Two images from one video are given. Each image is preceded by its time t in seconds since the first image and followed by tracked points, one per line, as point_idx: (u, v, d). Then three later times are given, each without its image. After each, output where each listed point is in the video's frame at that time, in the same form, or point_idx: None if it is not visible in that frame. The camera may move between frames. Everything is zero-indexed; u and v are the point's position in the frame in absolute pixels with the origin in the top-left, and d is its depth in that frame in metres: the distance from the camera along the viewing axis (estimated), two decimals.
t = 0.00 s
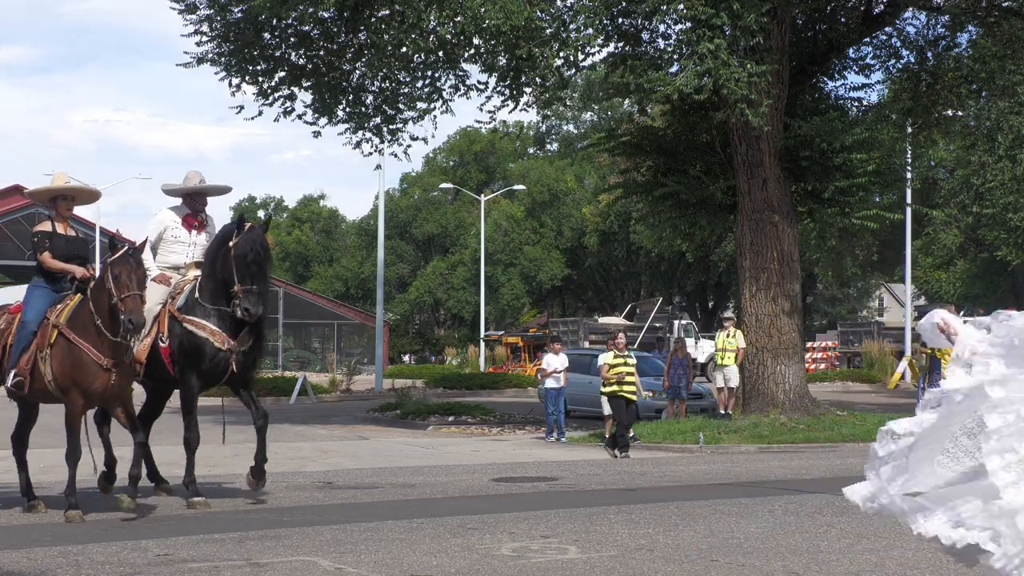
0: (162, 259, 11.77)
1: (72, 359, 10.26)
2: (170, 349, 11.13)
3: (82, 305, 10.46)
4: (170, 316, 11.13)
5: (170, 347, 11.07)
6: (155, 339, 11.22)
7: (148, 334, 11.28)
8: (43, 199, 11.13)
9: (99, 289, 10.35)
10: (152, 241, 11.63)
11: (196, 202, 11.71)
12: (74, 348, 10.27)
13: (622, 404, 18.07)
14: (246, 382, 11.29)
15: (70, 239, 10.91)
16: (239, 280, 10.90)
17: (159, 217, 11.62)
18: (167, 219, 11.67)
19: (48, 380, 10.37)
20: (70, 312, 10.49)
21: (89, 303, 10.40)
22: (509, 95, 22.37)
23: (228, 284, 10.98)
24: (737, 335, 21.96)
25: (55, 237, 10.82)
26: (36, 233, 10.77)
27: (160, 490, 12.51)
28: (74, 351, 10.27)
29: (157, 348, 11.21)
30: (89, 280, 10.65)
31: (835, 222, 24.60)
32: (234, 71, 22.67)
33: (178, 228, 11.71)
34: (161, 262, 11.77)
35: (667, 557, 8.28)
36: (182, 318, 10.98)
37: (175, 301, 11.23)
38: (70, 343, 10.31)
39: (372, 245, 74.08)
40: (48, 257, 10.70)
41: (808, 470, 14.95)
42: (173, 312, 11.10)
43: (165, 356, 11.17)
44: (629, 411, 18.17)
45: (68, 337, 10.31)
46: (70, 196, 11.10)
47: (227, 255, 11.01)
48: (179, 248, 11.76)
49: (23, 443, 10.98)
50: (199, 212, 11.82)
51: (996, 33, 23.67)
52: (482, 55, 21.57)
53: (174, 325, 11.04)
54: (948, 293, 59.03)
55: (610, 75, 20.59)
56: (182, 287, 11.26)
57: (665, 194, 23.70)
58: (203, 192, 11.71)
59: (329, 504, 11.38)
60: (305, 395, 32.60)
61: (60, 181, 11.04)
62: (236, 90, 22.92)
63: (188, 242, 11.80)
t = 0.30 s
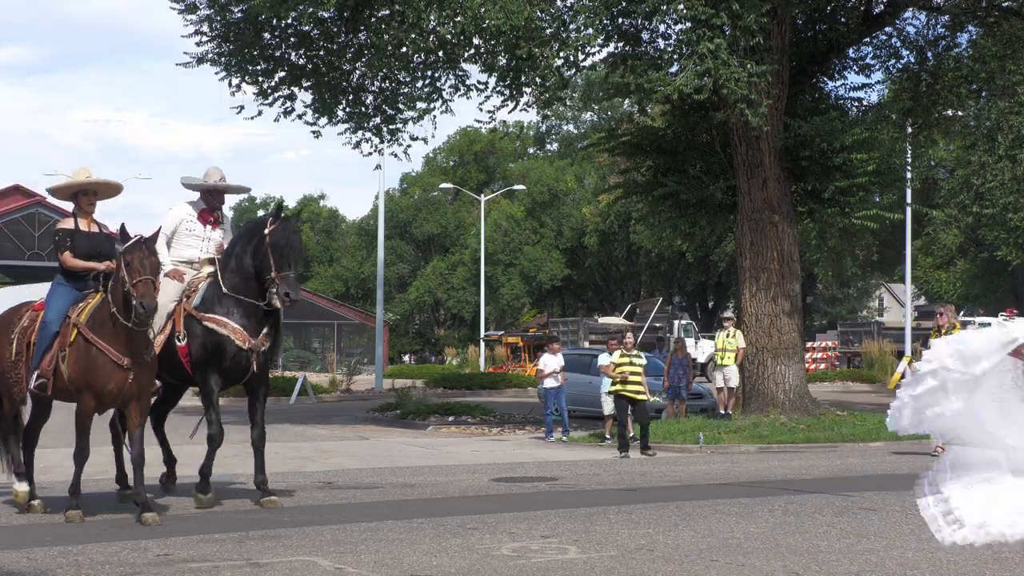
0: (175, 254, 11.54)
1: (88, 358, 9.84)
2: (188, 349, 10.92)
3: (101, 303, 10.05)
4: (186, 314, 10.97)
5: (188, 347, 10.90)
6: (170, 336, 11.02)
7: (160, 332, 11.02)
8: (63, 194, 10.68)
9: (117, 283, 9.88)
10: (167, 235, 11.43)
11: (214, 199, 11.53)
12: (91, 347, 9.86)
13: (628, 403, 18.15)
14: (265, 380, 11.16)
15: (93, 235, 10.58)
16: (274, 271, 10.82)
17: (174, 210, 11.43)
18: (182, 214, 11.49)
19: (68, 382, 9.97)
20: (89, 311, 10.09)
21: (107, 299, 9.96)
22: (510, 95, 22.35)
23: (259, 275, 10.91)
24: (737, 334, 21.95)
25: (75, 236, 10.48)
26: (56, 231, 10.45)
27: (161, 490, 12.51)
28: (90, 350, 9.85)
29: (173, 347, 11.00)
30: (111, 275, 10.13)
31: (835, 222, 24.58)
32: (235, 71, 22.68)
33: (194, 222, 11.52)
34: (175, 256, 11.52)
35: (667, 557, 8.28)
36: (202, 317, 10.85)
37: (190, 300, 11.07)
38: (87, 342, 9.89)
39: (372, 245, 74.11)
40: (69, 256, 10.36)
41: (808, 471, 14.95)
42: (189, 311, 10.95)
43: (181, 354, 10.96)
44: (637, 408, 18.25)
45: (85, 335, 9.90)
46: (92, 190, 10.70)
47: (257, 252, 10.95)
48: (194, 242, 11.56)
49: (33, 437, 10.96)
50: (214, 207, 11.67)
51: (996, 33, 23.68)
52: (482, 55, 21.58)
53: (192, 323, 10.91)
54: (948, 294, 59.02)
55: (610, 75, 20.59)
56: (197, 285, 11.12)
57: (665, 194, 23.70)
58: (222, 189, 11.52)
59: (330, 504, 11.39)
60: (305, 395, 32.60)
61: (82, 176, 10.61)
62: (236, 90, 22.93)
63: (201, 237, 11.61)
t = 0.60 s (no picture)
0: (192, 260, 11.29)
1: (108, 360, 9.73)
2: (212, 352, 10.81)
3: (117, 302, 9.93)
4: (209, 318, 10.85)
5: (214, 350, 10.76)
6: (193, 343, 10.89)
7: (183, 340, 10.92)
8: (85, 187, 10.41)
9: (131, 281, 9.79)
10: (184, 241, 11.19)
11: (233, 204, 11.29)
12: (111, 347, 9.74)
13: (637, 403, 18.12)
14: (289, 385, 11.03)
15: (114, 234, 10.34)
16: (301, 278, 10.64)
17: (192, 216, 11.19)
18: (200, 219, 11.24)
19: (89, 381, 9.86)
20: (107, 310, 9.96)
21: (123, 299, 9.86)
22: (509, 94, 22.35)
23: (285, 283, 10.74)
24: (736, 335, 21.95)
25: (97, 233, 10.27)
26: (78, 227, 10.24)
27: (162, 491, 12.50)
28: (110, 349, 9.75)
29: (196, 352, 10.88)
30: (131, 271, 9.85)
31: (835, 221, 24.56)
32: (234, 71, 22.72)
33: (212, 229, 11.28)
34: (191, 262, 11.28)
35: (667, 557, 8.28)
36: (229, 319, 10.68)
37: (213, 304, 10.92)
38: (106, 341, 9.78)
39: (372, 245, 74.12)
40: (88, 255, 10.16)
41: (809, 471, 14.95)
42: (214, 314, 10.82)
43: (206, 359, 10.85)
44: (648, 409, 18.21)
45: (104, 336, 9.78)
46: (116, 188, 10.45)
47: (282, 256, 10.79)
48: (211, 249, 11.31)
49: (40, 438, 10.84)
50: (232, 213, 11.43)
51: (996, 33, 23.71)
52: (482, 55, 21.60)
53: (217, 326, 10.78)
54: (948, 294, 59.01)
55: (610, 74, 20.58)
56: (217, 290, 10.96)
57: (665, 194, 23.70)
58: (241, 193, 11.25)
59: (331, 505, 11.38)
60: (305, 395, 32.60)
61: (106, 174, 10.36)
62: (236, 90, 22.94)
63: (219, 244, 11.36)
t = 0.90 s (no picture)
0: (212, 251, 11.24)
1: (116, 355, 9.73)
2: (228, 348, 10.78)
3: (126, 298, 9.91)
4: (225, 314, 10.79)
5: (230, 347, 10.73)
6: (205, 339, 10.85)
7: (195, 337, 10.88)
8: (95, 186, 10.31)
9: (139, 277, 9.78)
10: (203, 233, 11.14)
11: (251, 194, 11.20)
12: (120, 343, 9.74)
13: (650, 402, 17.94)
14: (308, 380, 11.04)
15: (121, 232, 10.33)
16: (312, 277, 10.60)
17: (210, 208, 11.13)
18: (218, 211, 11.18)
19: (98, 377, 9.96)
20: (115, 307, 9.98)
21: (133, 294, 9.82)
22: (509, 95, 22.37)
23: (297, 281, 10.73)
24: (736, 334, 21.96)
25: (105, 230, 10.26)
26: (86, 224, 10.25)
27: (162, 492, 12.49)
28: (115, 345, 9.75)
29: (212, 348, 10.85)
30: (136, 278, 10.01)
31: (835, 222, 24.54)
32: (234, 71, 22.75)
33: (230, 220, 11.20)
34: (211, 253, 11.24)
35: (667, 557, 8.28)
36: (242, 317, 10.67)
37: (229, 299, 10.88)
38: (113, 337, 9.79)
39: (372, 245, 74.15)
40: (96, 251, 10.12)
41: (808, 471, 14.96)
42: (230, 311, 10.77)
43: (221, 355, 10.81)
44: (658, 408, 17.98)
45: (113, 332, 9.79)
46: (124, 187, 10.35)
47: (294, 255, 10.76)
48: (230, 241, 11.26)
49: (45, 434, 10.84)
50: (252, 203, 11.34)
51: (996, 33, 23.78)
52: (482, 55, 21.61)
53: (231, 323, 10.75)
54: (948, 294, 59.04)
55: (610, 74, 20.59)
56: (236, 284, 10.91)
57: (665, 194, 23.70)
58: (258, 184, 11.14)
59: (330, 505, 11.37)
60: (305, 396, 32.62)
61: (115, 173, 10.25)
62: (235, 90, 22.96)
63: (238, 234, 11.29)
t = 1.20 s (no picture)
0: (306, 253, 10.67)
1: (129, 360, 9.65)
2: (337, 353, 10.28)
3: (133, 302, 9.86)
4: (333, 316, 10.32)
5: (342, 352, 10.23)
6: (314, 343, 10.34)
7: (302, 340, 10.34)
8: (92, 186, 10.12)
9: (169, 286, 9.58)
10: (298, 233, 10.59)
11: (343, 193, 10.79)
12: (127, 346, 9.69)
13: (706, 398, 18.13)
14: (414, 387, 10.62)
15: (117, 233, 10.13)
16: (445, 285, 10.28)
17: (305, 208, 10.63)
18: (314, 210, 10.67)
19: (101, 380, 9.89)
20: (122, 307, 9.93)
21: (144, 300, 9.74)
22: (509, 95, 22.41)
23: (422, 289, 10.41)
24: (736, 334, 21.96)
25: (103, 233, 10.09)
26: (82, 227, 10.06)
27: (162, 492, 12.49)
28: (128, 348, 9.69)
29: (317, 353, 10.33)
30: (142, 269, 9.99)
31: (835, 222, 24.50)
32: (235, 71, 22.78)
33: (325, 220, 10.68)
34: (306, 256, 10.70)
35: (667, 557, 8.28)
36: (359, 320, 10.24)
37: (335, 301, 10.42)
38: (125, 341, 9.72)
39: (372, 244, 74.19)
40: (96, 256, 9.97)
41: (808, 471, 14.96)
42: (342, 313, 10.31)
43: (328, 360, 10.28)
44: (715, 404, 18.16)
45: (120, 336, 9.74)
46: (122, 185, 10.17)
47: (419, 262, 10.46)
48: (327, 242, 10.75)
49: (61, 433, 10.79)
50: (340, 200, 10.88)
51: (996, 34, 23.83)
52: (482, 55, 21.65)
53: (344, 326, 10.28)
54: (948, 294, 59.06)
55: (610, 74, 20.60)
56: (339, 288, 10.45)
57: (665, 194, 23.69)
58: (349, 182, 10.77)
59: (330, 505, 11.37)
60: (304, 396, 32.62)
61: (111, 171, 10.09)
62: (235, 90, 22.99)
63: (331, 234, 10.79)
